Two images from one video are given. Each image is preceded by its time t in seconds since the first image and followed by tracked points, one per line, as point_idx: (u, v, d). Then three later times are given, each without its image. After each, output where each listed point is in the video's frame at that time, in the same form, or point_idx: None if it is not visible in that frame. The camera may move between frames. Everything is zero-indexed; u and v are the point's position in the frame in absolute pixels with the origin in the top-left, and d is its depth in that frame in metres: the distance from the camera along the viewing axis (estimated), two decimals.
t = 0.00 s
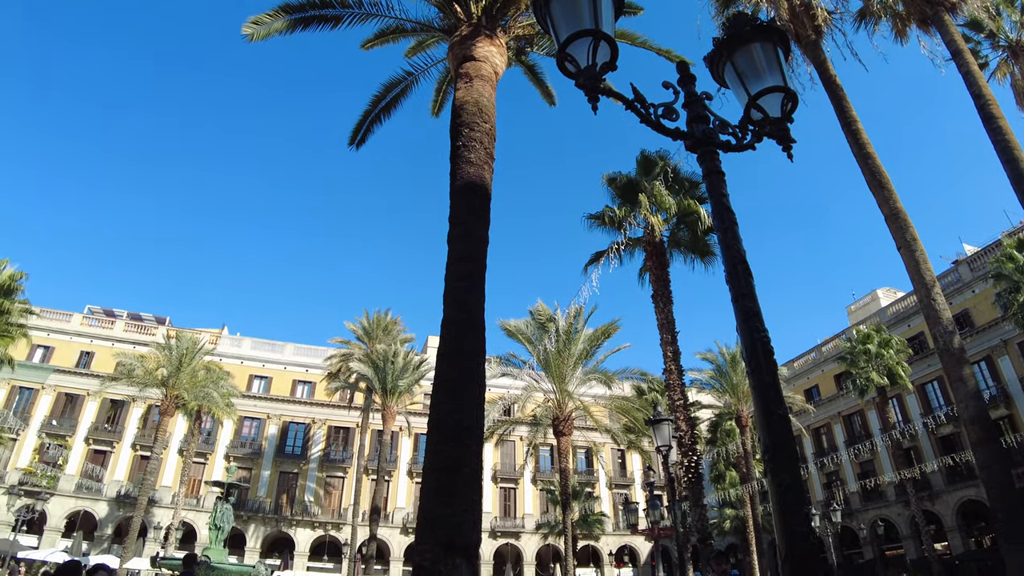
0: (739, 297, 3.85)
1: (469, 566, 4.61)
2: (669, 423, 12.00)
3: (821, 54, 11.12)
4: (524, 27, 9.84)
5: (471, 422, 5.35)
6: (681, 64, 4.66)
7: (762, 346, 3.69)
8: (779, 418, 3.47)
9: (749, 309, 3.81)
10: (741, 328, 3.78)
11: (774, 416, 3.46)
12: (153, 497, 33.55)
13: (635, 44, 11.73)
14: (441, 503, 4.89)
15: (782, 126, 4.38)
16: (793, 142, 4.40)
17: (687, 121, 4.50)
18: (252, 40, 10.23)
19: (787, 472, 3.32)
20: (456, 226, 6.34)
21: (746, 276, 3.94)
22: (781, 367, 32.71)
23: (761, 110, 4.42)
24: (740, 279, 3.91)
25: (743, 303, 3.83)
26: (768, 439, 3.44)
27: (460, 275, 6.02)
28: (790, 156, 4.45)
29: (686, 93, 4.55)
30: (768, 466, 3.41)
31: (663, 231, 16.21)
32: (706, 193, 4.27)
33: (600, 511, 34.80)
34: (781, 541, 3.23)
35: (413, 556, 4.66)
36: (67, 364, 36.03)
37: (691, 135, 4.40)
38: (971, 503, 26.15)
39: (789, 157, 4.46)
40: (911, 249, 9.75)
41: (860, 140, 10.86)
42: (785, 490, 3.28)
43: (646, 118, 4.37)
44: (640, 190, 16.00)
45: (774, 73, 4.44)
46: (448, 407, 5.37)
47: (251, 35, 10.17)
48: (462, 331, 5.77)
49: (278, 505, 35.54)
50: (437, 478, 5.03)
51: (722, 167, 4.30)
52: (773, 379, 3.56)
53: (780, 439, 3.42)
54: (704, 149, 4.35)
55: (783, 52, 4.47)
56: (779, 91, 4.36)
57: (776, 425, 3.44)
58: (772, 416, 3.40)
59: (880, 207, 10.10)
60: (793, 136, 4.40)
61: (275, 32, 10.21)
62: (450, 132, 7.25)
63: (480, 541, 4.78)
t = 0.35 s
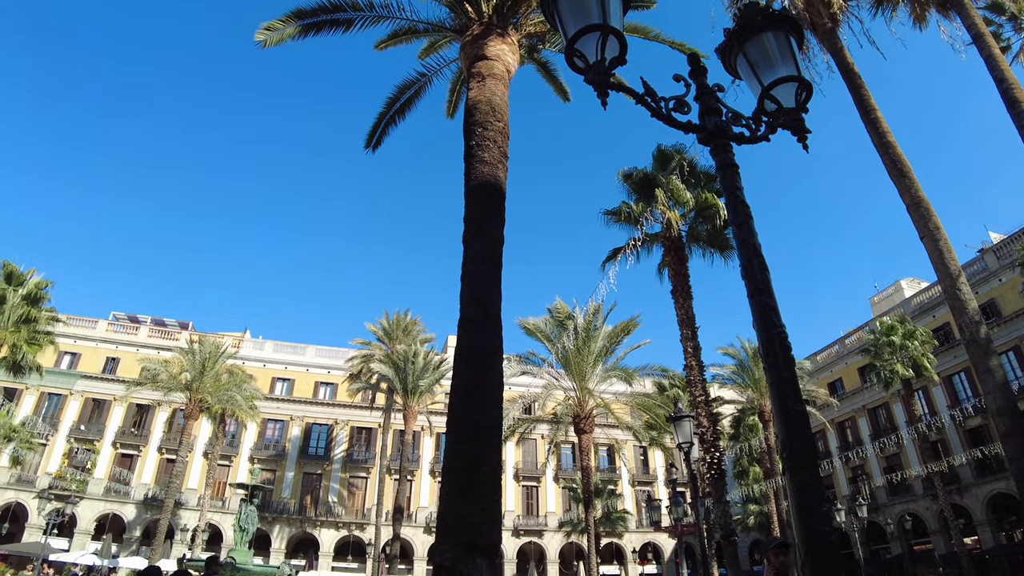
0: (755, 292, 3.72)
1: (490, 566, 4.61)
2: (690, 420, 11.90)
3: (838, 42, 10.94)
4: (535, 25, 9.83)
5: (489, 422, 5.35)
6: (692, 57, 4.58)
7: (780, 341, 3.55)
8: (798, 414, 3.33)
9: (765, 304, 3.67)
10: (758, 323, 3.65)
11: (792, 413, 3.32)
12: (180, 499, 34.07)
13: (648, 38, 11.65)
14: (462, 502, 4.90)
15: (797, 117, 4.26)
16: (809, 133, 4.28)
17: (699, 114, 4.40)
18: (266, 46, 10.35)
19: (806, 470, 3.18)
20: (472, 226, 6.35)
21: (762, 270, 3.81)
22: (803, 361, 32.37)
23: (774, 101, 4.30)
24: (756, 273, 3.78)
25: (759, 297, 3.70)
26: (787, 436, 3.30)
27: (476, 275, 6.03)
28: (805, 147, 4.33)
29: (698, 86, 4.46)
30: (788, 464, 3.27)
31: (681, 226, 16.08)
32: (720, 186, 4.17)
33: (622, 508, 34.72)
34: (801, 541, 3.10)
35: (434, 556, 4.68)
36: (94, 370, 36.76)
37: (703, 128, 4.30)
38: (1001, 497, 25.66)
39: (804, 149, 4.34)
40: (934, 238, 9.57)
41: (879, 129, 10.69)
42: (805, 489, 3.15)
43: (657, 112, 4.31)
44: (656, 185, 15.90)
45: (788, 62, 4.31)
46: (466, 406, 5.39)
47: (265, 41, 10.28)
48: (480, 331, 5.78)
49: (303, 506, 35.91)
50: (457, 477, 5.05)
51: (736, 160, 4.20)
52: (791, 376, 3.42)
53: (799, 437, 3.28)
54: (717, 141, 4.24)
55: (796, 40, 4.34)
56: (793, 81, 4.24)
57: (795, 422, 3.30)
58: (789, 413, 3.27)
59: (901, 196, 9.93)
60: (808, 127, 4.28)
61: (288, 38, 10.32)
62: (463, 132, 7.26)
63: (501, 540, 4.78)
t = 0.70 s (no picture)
0: (766, 291, 3.68)
1: (500, 566, 4.60)
2: (700, 419, 11.83)
3: (846, 38, 10.84)
4: (541, 24, 9.80)
5: (499, 422, 5.33)
6: (699, 55, 4.54)
7: (791, 339, 3.51)
8: (810, 412, 3.29)
9: (777, 303, 3.63)
10: (770, 321, 3.61)
11: (804, 410, 3.28)
12: (191, 501, 34.24)
13: (655, 36, 11.60)
14: (471, 503, 4.90)
15: (806, 114, 4.22)
16: (818, 130, 4.24)
17: (708, 111, 4.36)
18: (272, 49, 10.39)
19: (819, 469, 3.13)
20: (479, 226, 6.33)
21: (773, 268, 3.77)
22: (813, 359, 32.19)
23: (784, 97, 4.24)
24: (766, 270, 3.74)
25: (770, 295, 3.66)
26: (799, 433, 3.26)
27: (484, 275, 6.01)
28: (815, 143, 4.29)
29: (706, 83, 4.43)
30: (800, 461, 3.23)
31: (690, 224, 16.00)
32: (729, 184, 4.12)
33: (632, 508, 34.65)
34: (814, 540, 3.05)
35: (444, 556, 4.69)
36: (105, 372, 37.02)
37: (712, 125, 4.26)
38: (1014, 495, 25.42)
39: (814, 145, 4.29)
40: (945, 234, 9.47)
41: (888, 125, 10.61)
42: (818, 487, 3.10)
43: (665, 110, 4.28)
44: (665, 183, 15.84)
45: (796, 58, 4.26)
46: (475, 406, 5.37)
47: (272, 44, 10.30)
48: (489, 331, 5.76)
49: (313, 507, 36.03)
50: (466, 477, 5.05)
51: (746, 157, 4.15)
52: (803, 373, 3.39)
53: (811, 435, 3.24)
54: (726, 138, 4.20)
55: (805, 36, 4.29)
56: (802, 78, 4.20)
57: (807, 420, 3.26)
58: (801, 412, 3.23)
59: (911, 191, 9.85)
60: (818, 123, 4.24)
61: (295, 40, 10.35)
62: (470, 132, 7.24)
63: (511, 541, 4.76)
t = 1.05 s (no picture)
0: (774, 290, 3.67)
1: (508, 566, 4.59)
2: (707, 419, 11.80)
3: (851, 36, 10.79)
4: (546, 24, 9.79)
5: (505, 422, 5.33)
6: (705, 53, 4.53)
7: (800, 337, 3.50)
8: (819, 411, 3.27)
9: (786, 301, 3.62)
10: (778, 320, 3.60)
11: (813, 409, 3.27)
12: (198, 501, 34.39)
13: (659, 35, 11.59)
14: (477, 503, 4.90)
15: (813, 111, 4.21)
16: (825, 127, 4.23)
17: (715, 109, 4.35)
18: (278, 51, 10.42)
19: (828, 468, 3.12)
20: (485, 226, 6.34)
21: (781, 267, 3.76)
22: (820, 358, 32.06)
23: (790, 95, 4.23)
24: (775, 270, 3.73)
25: (778, 294, 3.65)
26: (808, 432, 3.25)
27: (490, 275, 6.02)
28: (822, 141, 4.28)
29: (713, 81, 4.41)
30: (809, 460, 3.21)
31: (696, 223, 15.95)
32: (736, 182, 4.12)
33: (639, 508, 34.60)
34: (823, 539, 3.04)
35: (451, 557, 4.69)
36: (113, 374, 37.21)
37: (719, 124, 4.26)
38: None
39: (821, 143, 4.29)
40: (952, 231, 9.42)
41: (895, 122, 10.56)
42: (827, 486, 3.09)
43: (672, 109, 4.27)
44: (670, 182, 15.82)
45: (803, 56, 4.25)
46: (482, 407, 5.37)
47: (278, 45, 10.33)
48: (494, 332, 5.77)
49: (320, 507, 36.13)
50: (473, 478, 5.05)
51: (753, 155, 4.14)
52: (812, 373, 3.38)
53: (820, 434, 3.22)
54: (733, 136, 4.20)
55: (812, 33, 4.27)
56: (809, 75, 4.18)
57: (816, 419, 3.25)
58: (811, 410, 3.22)
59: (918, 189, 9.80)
60: (825, 120, 4.23)
61: (300, 42, 10.38)
62: (476, 132, 7.25)
63: (518, 541, 4.75)
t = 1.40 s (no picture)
0: (779, 288, 3.66)
1: (515, 566, 4.61)
2: (714, 418, 11.78)
3: (857, 32, 10.73)
4: (550, 23, 9.79)
5: (511, 422, 5.34)
6: (710, 51, 4.52)
7: (806, 336, 3.50)
8: (826, 409, 3.27)
9: (791, 299, 3.61)
10: (784, 318, 3.60)
11: (819, 408, 3.27)
12: (207, 502, 34.54)
13: (663, 34, 11.57)
14: (484, 503, 4.91)
15: (818, 108, 4.18)
16: (830, 125, 4.21)
17: (719, 108, 4.34)
18: (283, 53, 10.46)
19: (834, 467, 3.12)
20: (490, 226, 6.35)
21: (786, 265, 3.76)
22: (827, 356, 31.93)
23: (795, 92, 4.22)
24: (781, 267, 3.72)
25: (784, 293, 3.64)
26: (815, 431, 3.24)
27: (496, 275, 6.03)
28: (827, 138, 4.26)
29: (717, 80, 4.41)
30: (815, 459, 3.21)
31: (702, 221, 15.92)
32: (741, 180, 4.11)
33: (647, 508, 34.55)
34: (830, 537, 3.03)
35: (459, 557, 4.71)
36: (121, 376, 37.39)
37: (724, 122, 4.25)
38: None
39: (826, 140, 4.27)
40: (960, 228, 9.37)
41: (901, 119, 10.51)
42: (834, 485, 3.08)
43: (676, 107, 4.27)
44: (676, 180, 15.79)
45: (808, 54, 4.24)
46: (490, 407, 5.38)
47: (282, 47, 10.38)
48: (500, 331, 5.78)
49: (328, 508, 36.22)
50: (480, 477, 5.06)
51: (759, 154, 4.13)
52: (819, 371, 3.38)
53: (827, 433, 3.21)
54: (738, 135, 4.19)
55: (817, 30, 4.26)
56: (814, 73, 4.17)
57: (823, 418, 3.24)
58: (817, 410, 3.21)
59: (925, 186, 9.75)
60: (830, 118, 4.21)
61: (304, 43, 10.42)
62: (481, 132, 7.26)
63: (526, 540, 4.77)
